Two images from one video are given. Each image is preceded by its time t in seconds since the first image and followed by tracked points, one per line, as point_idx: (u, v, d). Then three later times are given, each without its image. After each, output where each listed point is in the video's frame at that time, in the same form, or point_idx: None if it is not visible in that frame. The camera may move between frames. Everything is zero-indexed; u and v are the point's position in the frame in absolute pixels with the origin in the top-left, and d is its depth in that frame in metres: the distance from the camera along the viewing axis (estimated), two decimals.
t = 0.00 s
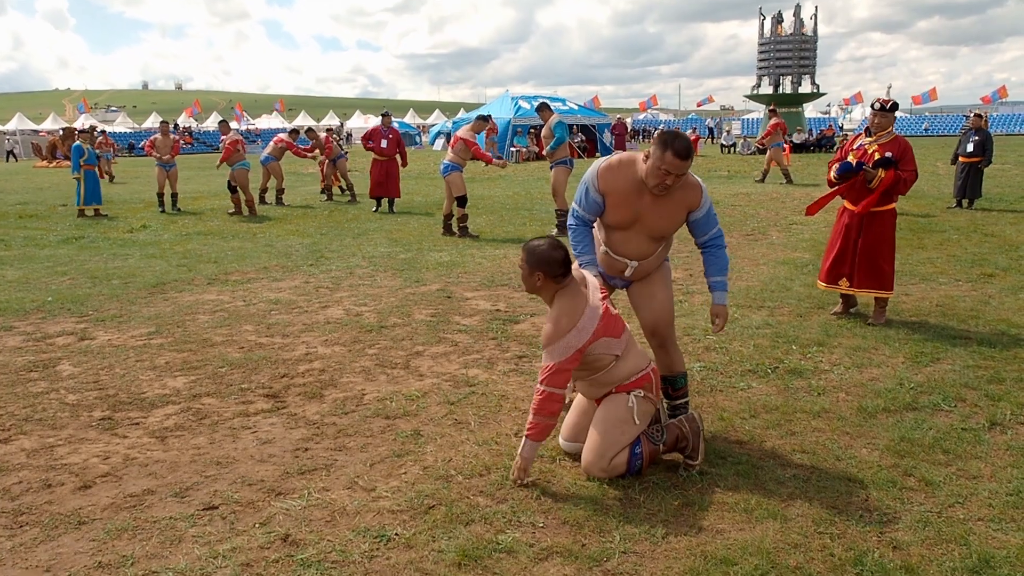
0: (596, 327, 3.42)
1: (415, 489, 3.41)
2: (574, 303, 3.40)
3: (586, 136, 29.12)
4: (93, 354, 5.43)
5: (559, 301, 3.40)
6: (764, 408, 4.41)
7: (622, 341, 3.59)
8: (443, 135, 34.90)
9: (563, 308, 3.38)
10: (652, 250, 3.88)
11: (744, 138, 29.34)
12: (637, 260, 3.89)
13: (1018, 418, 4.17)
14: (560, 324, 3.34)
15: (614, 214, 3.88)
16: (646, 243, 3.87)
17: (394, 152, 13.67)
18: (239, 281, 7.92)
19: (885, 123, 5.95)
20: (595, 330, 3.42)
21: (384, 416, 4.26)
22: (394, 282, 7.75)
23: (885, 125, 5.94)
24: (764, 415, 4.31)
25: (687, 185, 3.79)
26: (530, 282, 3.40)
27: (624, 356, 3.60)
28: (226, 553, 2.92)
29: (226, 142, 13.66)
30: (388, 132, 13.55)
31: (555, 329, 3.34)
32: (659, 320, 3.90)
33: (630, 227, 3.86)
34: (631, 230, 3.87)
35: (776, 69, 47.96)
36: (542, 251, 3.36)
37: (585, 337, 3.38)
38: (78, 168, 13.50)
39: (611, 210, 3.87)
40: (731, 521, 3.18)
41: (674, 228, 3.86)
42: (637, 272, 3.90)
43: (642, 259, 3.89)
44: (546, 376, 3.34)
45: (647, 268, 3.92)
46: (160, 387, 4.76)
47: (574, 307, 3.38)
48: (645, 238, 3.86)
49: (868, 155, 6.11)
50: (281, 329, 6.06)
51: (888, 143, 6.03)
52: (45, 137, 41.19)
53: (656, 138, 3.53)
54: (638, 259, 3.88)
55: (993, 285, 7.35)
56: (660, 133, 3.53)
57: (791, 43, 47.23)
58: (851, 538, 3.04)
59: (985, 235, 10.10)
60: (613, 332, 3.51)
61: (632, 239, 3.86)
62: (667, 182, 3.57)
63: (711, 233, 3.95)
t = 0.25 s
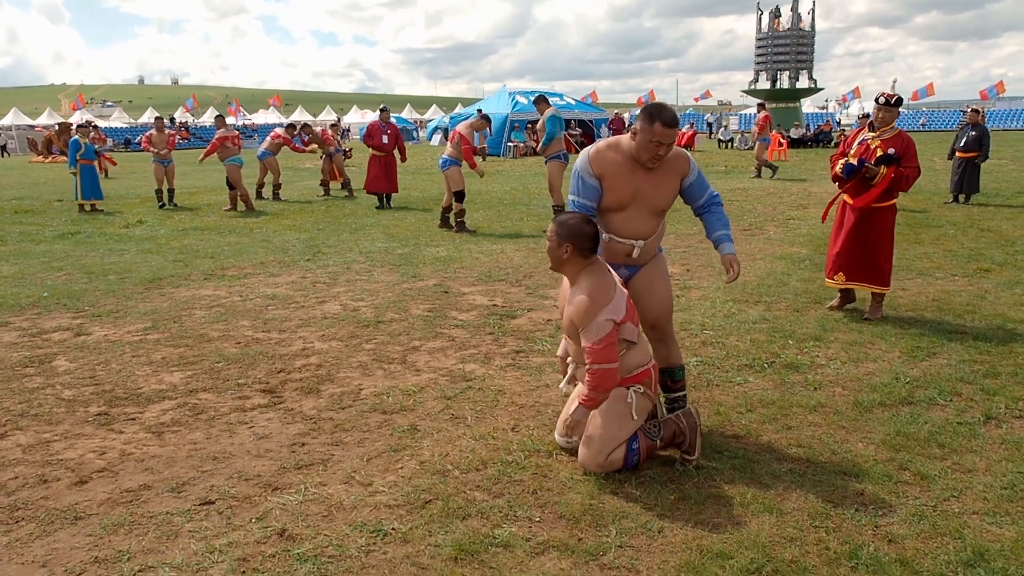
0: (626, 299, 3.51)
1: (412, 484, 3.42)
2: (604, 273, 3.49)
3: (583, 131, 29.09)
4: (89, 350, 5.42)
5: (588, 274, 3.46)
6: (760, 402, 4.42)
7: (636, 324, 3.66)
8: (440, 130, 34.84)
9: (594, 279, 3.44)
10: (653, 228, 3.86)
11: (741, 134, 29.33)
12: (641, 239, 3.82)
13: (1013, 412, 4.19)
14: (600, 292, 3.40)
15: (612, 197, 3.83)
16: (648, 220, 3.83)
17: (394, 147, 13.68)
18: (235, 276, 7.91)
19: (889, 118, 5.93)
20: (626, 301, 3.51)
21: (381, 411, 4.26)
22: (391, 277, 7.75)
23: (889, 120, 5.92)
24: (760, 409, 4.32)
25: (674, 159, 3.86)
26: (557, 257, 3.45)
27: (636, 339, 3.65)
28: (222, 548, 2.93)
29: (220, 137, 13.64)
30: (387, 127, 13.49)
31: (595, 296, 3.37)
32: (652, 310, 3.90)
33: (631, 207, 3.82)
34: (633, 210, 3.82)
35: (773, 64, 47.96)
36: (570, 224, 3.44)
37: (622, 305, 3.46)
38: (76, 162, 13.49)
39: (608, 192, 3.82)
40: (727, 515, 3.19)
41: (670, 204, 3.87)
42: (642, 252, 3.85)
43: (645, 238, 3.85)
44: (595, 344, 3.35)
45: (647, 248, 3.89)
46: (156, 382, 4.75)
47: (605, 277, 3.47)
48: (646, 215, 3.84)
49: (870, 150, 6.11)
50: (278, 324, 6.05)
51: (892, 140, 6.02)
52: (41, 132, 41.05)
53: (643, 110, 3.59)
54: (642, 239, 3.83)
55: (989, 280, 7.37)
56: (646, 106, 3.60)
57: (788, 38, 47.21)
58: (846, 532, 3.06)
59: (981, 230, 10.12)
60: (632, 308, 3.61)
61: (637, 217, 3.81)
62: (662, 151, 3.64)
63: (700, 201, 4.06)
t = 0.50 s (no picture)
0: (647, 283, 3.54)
1: (406, 478, 3.42)
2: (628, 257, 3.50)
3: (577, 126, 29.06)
4: (83, 345, 5.40)
5: (615, 256, 3.46)
6: (754, 396, 4.44)
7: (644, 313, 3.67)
8: (435, 124, 34.79)
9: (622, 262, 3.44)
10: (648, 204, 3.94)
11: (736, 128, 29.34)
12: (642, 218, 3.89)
13: (1005, 405, 4.21)
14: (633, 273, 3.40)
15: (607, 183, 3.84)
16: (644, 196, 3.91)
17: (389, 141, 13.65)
18: (229, 271, 7.89)
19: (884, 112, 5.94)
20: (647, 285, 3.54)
21: (375, 405, 4.26)
22: (386, 271, 7.74)
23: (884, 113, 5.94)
24: (754, 403, 4.34)
25: (653, 131, 3.95)
26: (585, 240, 3.42)
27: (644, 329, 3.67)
28: (216, 542, 2.93)
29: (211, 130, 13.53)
30: (381, 122, 13.51)
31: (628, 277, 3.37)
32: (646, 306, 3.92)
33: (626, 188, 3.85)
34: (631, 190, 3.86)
35: (768, 58, 48.00)
36: (599, 206, 3.44)
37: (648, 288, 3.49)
38: (69, 155, 13.47)
39: (605, 178, 3.83)
40: (721, 509, 3.20)
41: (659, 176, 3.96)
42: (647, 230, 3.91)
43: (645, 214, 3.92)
44: (633, 326, 3.33)
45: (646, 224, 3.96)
46: (150, 377, 4.75)
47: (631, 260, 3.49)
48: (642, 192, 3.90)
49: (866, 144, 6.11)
50: (273, 319, 6.04)
51: (887, 134, 6.02)
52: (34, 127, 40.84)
53: (622, 90, 3.64)
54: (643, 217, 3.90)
55: (982, 274, 7.40)
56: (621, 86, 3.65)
57: (783, 32, 47.20)
58: (840, 525, 3.07)
59: (975, 225, 10.15)
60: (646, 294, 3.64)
61: (638, 196, 3.86)
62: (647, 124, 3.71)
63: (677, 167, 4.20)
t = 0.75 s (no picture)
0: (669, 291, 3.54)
1: (402, 475, 3.43)
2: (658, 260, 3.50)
3: (573, 122, 29.05)
4: (78, 342, 5.39)
5: (645, 254, 3.46)
6: (750, 393, 4.45)
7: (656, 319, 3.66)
8: (430, 121, 34.73)
9: (651, 262, 3.45)
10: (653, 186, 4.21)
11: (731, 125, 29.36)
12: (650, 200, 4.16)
13: (1000, 401, 4.23)
14: (659, 276, 3.39)
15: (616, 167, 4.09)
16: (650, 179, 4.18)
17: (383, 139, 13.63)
18: (225, 268, 7.87)
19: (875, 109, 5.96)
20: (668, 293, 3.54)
21: (371, 403, 4.27)
22: (381, 268, 7.73)
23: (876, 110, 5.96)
24: (750, 400, 4.35)
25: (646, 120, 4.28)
26: (619, 232, 3.44)
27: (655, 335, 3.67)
28: (212, 540, 2.93)
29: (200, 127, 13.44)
30: (375, 118, 13.55)
31: (654, 280, 3.35)
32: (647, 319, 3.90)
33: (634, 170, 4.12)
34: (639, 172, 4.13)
35: (763, 55, 48.03)
36: (637, 203, 3.46)
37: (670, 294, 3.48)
38: (62, 155, 13.47)
39: (618, 161, 4.08)
40: (717, 506, 3.21)
41: (661, 159, 4.26)
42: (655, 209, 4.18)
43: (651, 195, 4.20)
44: (649, 327, 3.33)
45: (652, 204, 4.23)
46: (145, 374, 4.74)
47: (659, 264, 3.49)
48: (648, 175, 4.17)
49: (860, 142, 6.13)
50: (268, 316, 6.03)
51: (882, 131, 6.04)
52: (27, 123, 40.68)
53: (626, 77, 3.95)
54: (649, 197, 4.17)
55: (977, 271, 7.43)
56: (622, 74, 3.97)
57: (778, 29, 47.22)
58: (835, 521, 3.09)
59: (969, 221, 10.18)
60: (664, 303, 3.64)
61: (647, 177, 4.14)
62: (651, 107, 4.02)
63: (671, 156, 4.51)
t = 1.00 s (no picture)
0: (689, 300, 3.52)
1: (400, 478, 3.42)
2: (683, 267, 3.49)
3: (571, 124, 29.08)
4: (75, 345, 5.39)
5: (670, 257, 3.46)
6: (748, 395, 4.46)
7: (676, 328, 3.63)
8: (428, 123, 34.75)
9: (675, 267, 3.45)
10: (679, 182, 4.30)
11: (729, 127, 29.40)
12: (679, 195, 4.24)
13: (998, 403, 4.23)
14: (677, 279, 3.39)
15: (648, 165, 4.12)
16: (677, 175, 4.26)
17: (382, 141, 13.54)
18: (223, 270, 7.87)
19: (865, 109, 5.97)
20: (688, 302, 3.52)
21: (369, 405, 4.26)
22: (379, 270, 7.73)
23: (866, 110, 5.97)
24: (748, 402, 4.35)
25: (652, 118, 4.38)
26: (647, 234, 3.47)
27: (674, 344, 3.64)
28: (210, 543, 2.93)
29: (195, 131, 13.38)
30: (375, 120, 13.44)
31: (672, 281, 3.36)
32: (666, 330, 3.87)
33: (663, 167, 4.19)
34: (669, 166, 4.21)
35: (761, 57, 48.11)
36: (668, 208, 3.47)
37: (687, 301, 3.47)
38: (59, 162, 13.43)
39: (651, 156, 4.13)
40: (715, 508, 3.22)
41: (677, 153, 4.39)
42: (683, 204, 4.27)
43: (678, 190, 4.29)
44: (657, 326, 3.34)
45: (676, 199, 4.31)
46: (143, 377, 4.73)
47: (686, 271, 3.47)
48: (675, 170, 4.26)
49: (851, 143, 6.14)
50: (266, 318, 6.03)
51: (873, 132, 6.06)
52: (26, 126, 40.68)
53: (649, 76, 4.02)
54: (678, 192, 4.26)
55: (975, 272, 7.44)
56: (643, 74, 4.04)
57: (776, 31, 47.28)
58: (834, 524, 3.09)
59: (967, 223, 10.20)
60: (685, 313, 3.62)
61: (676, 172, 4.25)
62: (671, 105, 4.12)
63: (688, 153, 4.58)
